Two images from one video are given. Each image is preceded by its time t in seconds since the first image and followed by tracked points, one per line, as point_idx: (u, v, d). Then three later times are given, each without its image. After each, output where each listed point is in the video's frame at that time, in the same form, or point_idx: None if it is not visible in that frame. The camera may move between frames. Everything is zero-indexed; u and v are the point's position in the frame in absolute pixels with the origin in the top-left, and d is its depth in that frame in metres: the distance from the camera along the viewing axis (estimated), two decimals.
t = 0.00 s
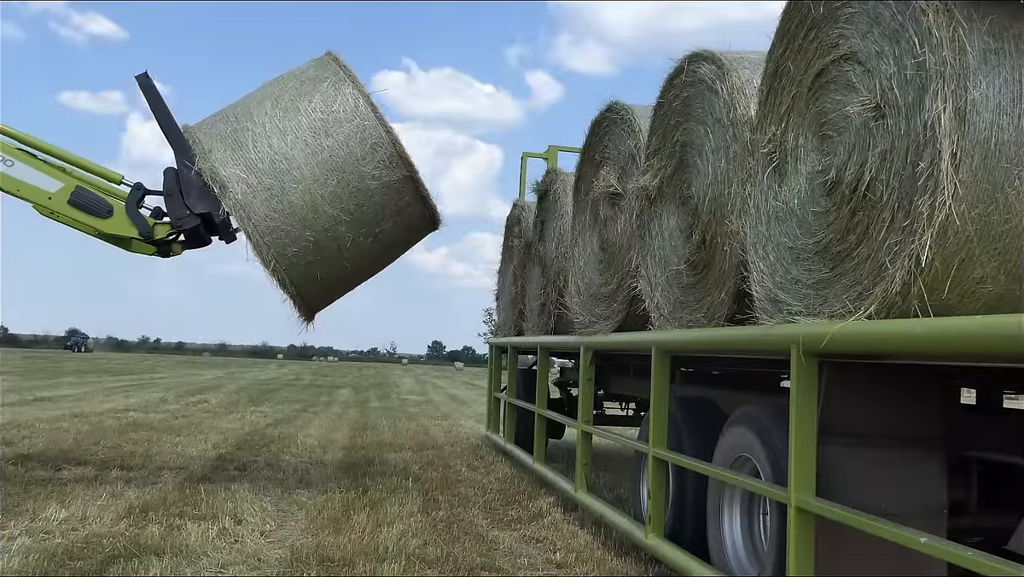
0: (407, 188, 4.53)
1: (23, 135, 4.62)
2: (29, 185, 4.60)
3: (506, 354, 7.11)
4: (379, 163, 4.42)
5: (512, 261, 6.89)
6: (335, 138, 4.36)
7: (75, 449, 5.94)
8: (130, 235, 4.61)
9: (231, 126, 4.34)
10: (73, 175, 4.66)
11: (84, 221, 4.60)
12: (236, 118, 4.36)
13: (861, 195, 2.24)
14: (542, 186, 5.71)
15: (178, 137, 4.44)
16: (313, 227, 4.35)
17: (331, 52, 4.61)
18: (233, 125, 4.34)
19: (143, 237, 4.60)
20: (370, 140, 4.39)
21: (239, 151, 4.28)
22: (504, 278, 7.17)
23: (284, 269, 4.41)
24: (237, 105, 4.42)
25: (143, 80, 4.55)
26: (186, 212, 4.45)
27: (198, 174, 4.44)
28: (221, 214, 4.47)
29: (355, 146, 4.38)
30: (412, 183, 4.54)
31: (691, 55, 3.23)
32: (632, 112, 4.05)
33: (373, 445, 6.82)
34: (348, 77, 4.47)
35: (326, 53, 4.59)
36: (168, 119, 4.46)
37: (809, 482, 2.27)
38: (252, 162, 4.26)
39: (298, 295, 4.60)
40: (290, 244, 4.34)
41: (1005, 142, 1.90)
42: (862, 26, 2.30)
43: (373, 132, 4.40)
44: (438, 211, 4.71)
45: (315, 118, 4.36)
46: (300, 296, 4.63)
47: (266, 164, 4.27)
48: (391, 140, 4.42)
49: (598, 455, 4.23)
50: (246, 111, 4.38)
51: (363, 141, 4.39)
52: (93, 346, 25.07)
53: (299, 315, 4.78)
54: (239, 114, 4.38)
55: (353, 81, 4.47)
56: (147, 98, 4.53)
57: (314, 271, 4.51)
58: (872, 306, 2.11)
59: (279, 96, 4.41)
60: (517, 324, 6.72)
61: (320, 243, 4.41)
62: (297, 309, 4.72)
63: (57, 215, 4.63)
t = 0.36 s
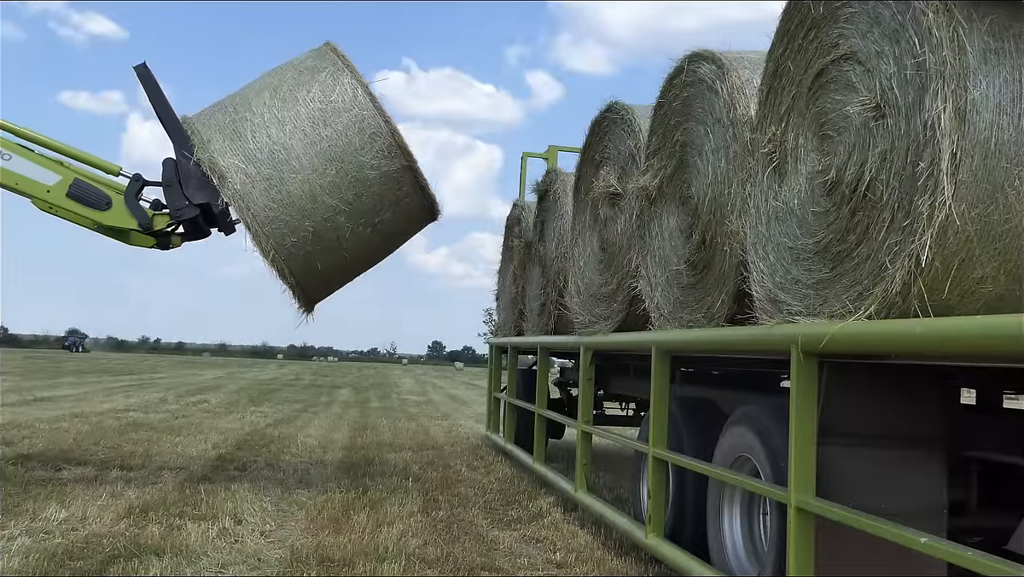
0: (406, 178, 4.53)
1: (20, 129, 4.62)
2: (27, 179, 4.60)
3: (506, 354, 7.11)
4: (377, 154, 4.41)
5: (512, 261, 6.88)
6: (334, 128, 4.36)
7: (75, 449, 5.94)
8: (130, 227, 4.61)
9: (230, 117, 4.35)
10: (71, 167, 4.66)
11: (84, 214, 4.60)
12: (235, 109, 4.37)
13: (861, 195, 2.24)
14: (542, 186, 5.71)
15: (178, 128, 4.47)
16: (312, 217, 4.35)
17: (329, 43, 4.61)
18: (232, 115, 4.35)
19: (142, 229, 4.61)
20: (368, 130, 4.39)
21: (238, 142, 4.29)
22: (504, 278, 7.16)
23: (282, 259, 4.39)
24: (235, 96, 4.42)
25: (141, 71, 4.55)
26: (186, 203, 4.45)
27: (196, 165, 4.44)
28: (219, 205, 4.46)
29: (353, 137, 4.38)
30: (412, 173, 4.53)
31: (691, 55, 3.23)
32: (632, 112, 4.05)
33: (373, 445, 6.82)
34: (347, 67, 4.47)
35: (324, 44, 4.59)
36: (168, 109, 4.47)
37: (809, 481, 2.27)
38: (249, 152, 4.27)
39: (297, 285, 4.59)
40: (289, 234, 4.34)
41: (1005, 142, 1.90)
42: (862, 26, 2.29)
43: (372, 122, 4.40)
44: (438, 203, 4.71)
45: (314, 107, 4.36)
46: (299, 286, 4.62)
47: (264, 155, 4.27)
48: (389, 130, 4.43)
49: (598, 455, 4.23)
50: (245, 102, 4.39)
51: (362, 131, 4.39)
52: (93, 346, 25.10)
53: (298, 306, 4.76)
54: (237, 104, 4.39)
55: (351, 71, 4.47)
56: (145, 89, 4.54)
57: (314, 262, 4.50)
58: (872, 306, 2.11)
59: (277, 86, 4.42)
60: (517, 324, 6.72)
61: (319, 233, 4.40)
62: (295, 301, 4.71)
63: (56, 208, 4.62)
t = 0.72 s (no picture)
0: (405, 169, 4.50)
1: (18, 123, 4.62)
2: (26, 173, 4.61)
3: (506, 354, 7.11)
4: (377, 145, 4.41)
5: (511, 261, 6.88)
6: (333, 119, 4.35)
7: (75, 449, 5.94)
8: (129, 219, 4.61)
9: (229, 108, 4.35)
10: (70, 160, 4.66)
11: (84, 207, 4.60)
12: (235, 100, 4.37)
13: (861, 195, 2.24)
14: (542, 186, 5.71)
15: (177, 119, 4.45)
16: (311, 208, 4.35)
17: (328, 34, 4.61)
18: (231, 107, 4.36)
19: (142, 221, 4.60)
20: (367, 121, 4.39)
21: (238, 133, 4.29)
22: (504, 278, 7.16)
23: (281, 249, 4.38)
24: (235, 87, 4.42)
25: (141, 62, 4.55)
26: (186, 193, 4.47)
27: (196, 156, 4.46)
28: (219, 197, 4.49)
29: (353, 128, 4.38)
30: (411, 164, 4.51)
31: (691, 55, 3.23)
32: (632, 111, 4.05)
33: (373, 445, 6.82)
34: (346, 59, 4.47)
35: (324, 35, 4.59)
36: (167, 100, 4.47)
37: (809, 482, 2.27)
38: (249, 143, 4.27)
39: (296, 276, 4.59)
40: (288, 225, 4.34)
41: (1005, 142, 1.91)
42: (862, 26, 2.30)
43: (371, 113, 4.40)
44: (437, 194, 4.68)
45: (313, 99, 4.36)
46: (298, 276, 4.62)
47: (264, 146, 4.28)
48: (388, 121, 4.42)
49: (598, 455, 4.24)
50: (244, 93, 4.39)
51: (362, 122, 4.38)
52: (93, 345, 25.10)
53: (298, 298, 4.77)
54: (237, 96, 4.39)
55: (350, 63, 4.47)
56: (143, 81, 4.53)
57: (313, 253, 4.50)
58: (872, 306, 2.11)
59: (276, 78, 4.41)
60: (517, 323, 6.72)
61: (319, 224, 4.40)
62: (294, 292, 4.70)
63: (56, 202, 4.63)
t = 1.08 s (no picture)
0: (404, 159, 4.52)
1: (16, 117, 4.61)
2: (25, 166, 4.60)
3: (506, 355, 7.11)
4: (377, 134, 4.41)
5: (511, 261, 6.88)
6: (332, 109, 4.35)
7: (75, 449, 5.94)
8: (129, 210, 4.61)
9: (229, 99, 4.35)
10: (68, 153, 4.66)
11: (83, 199, 4.60)
12: (234, 91, 4.37)
13: (861, 195, 2.23)
14: (542, 186, 5.71)
15: (176, 109, 4.44)
16: (311, 198, 4.35)
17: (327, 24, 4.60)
18: (230, 97, 4.36)
19: (141, 212, 4.60)
20: (367, 110, 4.39)
21: (237, 123, 4.29)
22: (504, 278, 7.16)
23: (281, 238, 4.39)
24: (234, 78, 4.43)
25: (140, 53, 4.55)
26: (185, 183, 4.47)
27: (196, 146, 4.45)
28: (218, 185, 4.47)
29: (352, 117, 4.38)
30: (410, 154, 4.52)
31: (691, 55, 3.23)
32: (632, 111, 4.05)
33: (373, 445, 6.82)
34: (344, 49, 4.47)
35: (323, 25, 4.58)
36: (167, 91, 4.47)
37: (809, 482, 2.27)
38: (249, 134, 4.27)
39: (296, 266, 4.59)
40: (288, 214, 4.34)
41: (1005, 142, 1.91)
42: (862, 26, 2.29)
43: (370, 102, 4.40)
44: (436, 184, 4.70)
45: (312, 89, 4.35)
46: (298, 267, 4.63)
47: (263, 136, 4.28)
48: (388, 110, 4.42)
49: (598, 455, 4.24)
50: (243, 84, 4.39)
51: (360, 111, 4.39)
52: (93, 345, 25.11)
53: (298, 289, 4.78)
54: (236, 87, 4.39)
55: (349, 53, 4.47)
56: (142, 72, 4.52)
57: (313, 243, 4.51)
58: (872, 306, 2.11)
59: (275, 68, 4.41)
60: (517, 323, 6.72)
61: (318, 214, 4.41)
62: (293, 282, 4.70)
63: (55, 195, 4.63)
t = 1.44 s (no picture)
0: (403, 145, 4.54)
1: (12, 108, 4.61)
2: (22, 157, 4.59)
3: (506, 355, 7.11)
4: (374, 121, 4.43)
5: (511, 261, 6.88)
6: (331, 95, 4.36)
7: (75, 449, 5.94)
8: (128, 198, 4.61)
9: (227, 86, 4.34)
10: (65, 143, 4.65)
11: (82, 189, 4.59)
12: (232, 78, 4.36)
13: (861, 195, 2.23)
14: (542, 186, 5.71)
15: (174, 96, 4.44)
16: (309, 184, 4.35)
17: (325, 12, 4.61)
18: (228, 84, 4.35)
19: (140, 199, 4.61)
20: (365, 97, 4.39)
21: (235, 110, 4.28)
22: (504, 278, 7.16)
23: (280, 225, 4.39)
24: (232, 65, 4.42)
25: (139, 40, 4.55)
26: (184, 170, 4.47)
27: (194, 133, 4.43)
28: (217, 172, 4.45)
29: (350, 104, 4.38)
30: (408, 141, 4.54)
31: (691, 55, 3.24)
32: (632, 111, 4.05)
33: (373, 445, 6.82)
34: (342, 36, 4.48)
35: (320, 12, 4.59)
36: (165, 79, 4.46)
37: (809, 482, 2.26)
38: (247, 120, 4.27)
39: (296, 255, 4.58)
40: (286, 201, 4.34)
41: (1005, 142, 1.92)
42: (862, 26, 2.30)
43: (368, 89, 4.40)
44: (434, 171, 4.72)
45: (310, 76, 4.35)
46: (298, 256, 4.62)
47: (262, 123, 4.27)
48: (386, 97, 4.43)
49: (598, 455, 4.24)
50: (241, 71, 4.39)
51: (359, 98, 4.39)
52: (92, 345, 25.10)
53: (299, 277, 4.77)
54: (234, 74, 4.39)
55: (347, 39, 4.47)
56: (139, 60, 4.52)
57: (313, 231, 4.51)
58: (872, 306, 2.11)
59: (273, 56, 4.42)
60: (517, 323, 6.71)
61: (317, 200, 4.41)
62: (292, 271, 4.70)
63: (53, 185, 4.61)
